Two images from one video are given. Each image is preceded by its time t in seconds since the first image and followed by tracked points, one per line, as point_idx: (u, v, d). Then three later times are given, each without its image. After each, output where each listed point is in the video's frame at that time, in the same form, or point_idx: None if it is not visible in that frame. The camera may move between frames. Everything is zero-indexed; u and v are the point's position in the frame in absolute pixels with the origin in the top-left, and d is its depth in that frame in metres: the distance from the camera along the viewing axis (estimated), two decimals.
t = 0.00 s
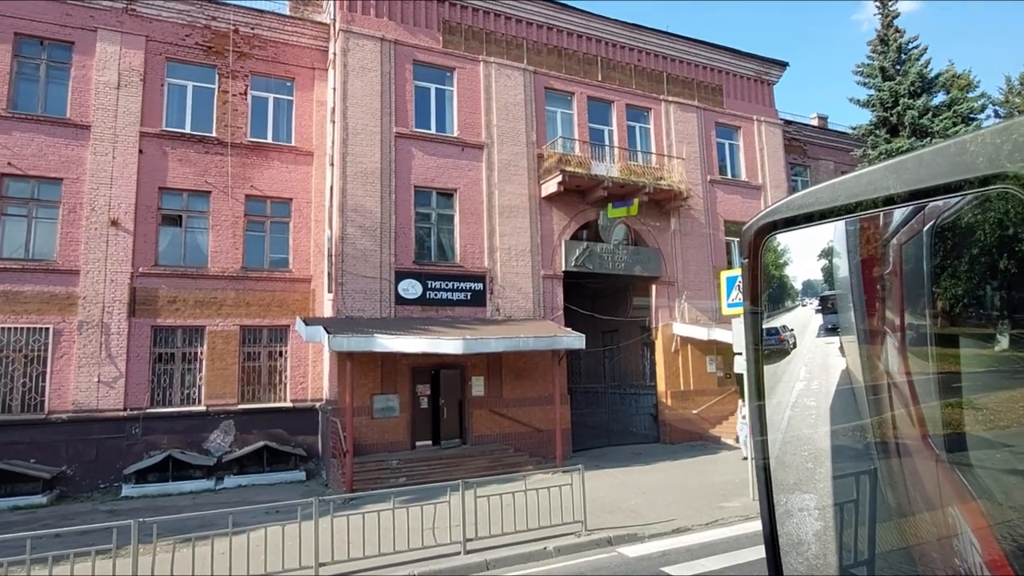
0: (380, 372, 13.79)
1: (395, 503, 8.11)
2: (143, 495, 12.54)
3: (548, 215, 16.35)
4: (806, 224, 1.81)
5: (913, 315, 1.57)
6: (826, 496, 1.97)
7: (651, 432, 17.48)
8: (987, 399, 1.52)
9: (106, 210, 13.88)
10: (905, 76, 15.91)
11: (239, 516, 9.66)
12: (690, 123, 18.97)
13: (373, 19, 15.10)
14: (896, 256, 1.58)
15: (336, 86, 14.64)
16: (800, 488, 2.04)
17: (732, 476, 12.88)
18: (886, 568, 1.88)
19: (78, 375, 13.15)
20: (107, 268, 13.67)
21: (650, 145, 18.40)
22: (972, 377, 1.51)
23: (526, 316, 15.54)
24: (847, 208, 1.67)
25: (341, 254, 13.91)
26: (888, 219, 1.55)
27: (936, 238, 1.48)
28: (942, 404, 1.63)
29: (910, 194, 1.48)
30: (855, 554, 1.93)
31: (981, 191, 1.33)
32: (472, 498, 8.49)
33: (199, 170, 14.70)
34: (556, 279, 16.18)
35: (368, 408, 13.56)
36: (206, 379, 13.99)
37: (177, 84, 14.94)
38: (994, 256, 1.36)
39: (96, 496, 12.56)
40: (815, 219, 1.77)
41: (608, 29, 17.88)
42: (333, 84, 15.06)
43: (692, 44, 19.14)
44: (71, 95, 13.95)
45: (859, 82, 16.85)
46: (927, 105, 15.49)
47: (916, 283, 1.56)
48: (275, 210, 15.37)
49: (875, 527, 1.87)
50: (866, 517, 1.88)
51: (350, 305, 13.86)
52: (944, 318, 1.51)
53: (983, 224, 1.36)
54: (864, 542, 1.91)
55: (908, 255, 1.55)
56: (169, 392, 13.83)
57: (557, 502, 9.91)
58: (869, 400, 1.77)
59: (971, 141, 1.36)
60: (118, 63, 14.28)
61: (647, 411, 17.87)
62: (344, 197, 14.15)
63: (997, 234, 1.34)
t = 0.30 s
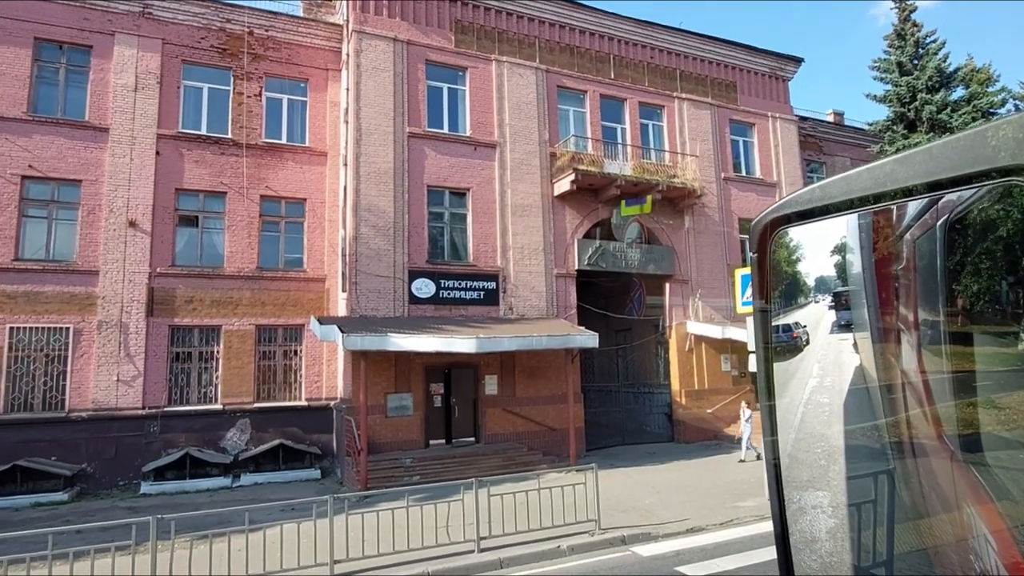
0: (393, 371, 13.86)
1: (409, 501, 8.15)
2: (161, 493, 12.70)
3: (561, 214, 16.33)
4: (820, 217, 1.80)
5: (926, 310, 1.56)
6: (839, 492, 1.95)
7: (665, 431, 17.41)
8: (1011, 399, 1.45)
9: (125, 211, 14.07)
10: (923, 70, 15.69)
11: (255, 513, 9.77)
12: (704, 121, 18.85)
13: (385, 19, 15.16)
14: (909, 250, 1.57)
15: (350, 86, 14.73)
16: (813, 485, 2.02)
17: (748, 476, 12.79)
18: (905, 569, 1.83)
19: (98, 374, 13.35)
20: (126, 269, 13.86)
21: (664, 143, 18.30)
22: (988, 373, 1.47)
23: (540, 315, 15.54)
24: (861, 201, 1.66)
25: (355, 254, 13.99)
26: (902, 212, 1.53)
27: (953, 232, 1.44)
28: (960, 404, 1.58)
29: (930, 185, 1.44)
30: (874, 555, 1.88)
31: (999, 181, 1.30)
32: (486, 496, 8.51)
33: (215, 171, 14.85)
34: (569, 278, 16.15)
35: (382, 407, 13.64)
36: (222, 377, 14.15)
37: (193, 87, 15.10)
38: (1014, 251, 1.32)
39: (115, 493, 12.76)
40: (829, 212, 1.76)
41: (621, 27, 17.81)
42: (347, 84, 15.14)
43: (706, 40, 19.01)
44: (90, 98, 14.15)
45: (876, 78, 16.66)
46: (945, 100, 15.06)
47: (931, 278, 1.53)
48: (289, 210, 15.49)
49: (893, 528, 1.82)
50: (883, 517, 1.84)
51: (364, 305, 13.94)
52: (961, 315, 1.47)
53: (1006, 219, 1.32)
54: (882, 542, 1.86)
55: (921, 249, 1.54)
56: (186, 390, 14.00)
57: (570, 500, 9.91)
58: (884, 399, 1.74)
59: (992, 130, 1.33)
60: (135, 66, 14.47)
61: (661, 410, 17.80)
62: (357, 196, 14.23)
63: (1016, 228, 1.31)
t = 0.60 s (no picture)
0: (404, 369, 13.92)
1: (420, 498, 8.18)
2: (175, 489, 12.84)
3: (571, 211, 16.30)
4: (831, 207, 1.76)
5: (943, 304, 1.51)
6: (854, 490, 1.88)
7: (676, 429, 17.35)
8: None
9: (139, 211, 14.23)
10: (938, 64, 15.47)
11: (268, 510, 9.86)
12: (715, 117, 18.71)
13: (395, 18, 15.19)
14: (925, 243, 1.53)
15: (360, 85, 14.78)
16: (827, 483, 1.96)
17: (760, 474, 12.72)
18: (921, 569, 1.78)
19: (113, 372, 13.52)
20: (140, 268, 14.02)
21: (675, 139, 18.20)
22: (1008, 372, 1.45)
23: (550, 313, 15.53)
24: (879, 188, 1.62)
25: (366, 252, 14.06)
26: (918, 202, 1.51)
27: (970, 228, 1.43)
28: (979, 402, 1.55)
29: (941, 173, 1.44)
30: (889, 555, 1.82)
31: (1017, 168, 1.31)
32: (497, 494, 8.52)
33: (227, 171, 14.97)
34: (580, 275, 16.12)
35: (392, 405, 13.70)
36: (235, 375, 14.28)
37: (206, 87, 15.22)
38: None
39: (130, 489, 12.92)
40: (842, 201, 1.73)
41: (632, 23, 17.72)
42: (357, 83, 15.20)
43: (717, 36, 18.87)
44: (104, 99, 14.31)
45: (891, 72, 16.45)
46: (961, 94, 15.10)
47: (947, 272, 1.50)
48: (301, 209, 15.58)
49: (909, 526, 1.77)
50: (899, 516, 1.78)
51: (374, 303, 14.00)
52: (981, 311, 1.45)
53: None
54: (897, 542, 1.80)
55: (939, 242, 1.50)
56: (200, 388, 14.14)
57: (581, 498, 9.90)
58: (900, 397, 1.69)
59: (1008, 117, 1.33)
60: (148, 67, 14.62)
61: (672, 408, 17.74)
62: (368, 195, 14.29)
63: None
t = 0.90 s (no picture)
0: (410, 366, 13.94)
1: (426, 495, 8.20)
2: (183, 485, 12.92)
3: (577, 208, 16.27)
4: (838, 204, 1.77)
5: (956, 300, 1.50)
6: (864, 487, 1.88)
7: (682, 426, 17.32)
8: None
9: (146, 208, 14.28)
10: (947, 59, 15.35)
11: (275, 506, 9.90)
12: (721, 113, 18.63)
13: (401, 15, 15.18)
14: (937, 240, 1.51)
15: (365, 82, 14.78)
16: (838, 481, 1.95)
17: (766, 472, 12.69)
18: (929, 568, 1.78)
19: (122, 369, 13.60)
20: (147, 266, 14.08)
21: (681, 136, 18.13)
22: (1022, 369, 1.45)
23: (556, 310, 15.52)
24: (886, 185, 1.62)
25: (372, 249, 14.08)
26: (931, 198, 1.50)
27: (980, 224, 1.43)
28: (991, 400, 1.55)
29: (948, 170, 1.45)
30: (894, 552, 1.83)
31: None
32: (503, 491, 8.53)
33: (233, 168, 15.01)
34: (585, 272, 16.10)
35: (399, 402, 13.72)
36: (242, 372, 14.34)
37: (212, 85, 15.25)
38: None
39: (139, 486, 13.01)
40: (854, 197, 1.71)
41: (637, 19, 17.67)
42: (363, 81, 15.20)
43: (724, 31, 18.78)
44: (111, 97, 14.37)
45: (899, 67, 16.32)
46: (971, 90, 15.00)
47: (960, 269, 1.48)
48: (307, 206, 15.61)
49: (915, 524, 1.78)
50: (904, 514, 1.78)
51: (380, 300, 14.03)
52: (991, 309, 1.45)
53: None
54: (903, 541, 1.81)
55: (953, 238, 1.48)
56: (207, 385, 14.20)
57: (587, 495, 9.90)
58: (911, 394, 1.67)
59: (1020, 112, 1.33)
60: (155, 66, 14.66)
61: (678, 405, 17.72)
62: (373, 192, 14.30)
63: None
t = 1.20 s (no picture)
0: (416, 364, 13.96)
1: (432, 493, 8.20)
2: (191, 482, 12.99)
3: (583, 207, 16.25)
4: (850, 205, 1.73)
5: (970, 302, 1.50)
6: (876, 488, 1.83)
7: (688, 426, 17.29)
8: None
9: (154, 206, 14.35)
10: (957, 58, 15.23)
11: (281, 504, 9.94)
12: (729, 112, 18.56)
13: (408, 13, 15.19)
14: (951, 240, 1.51)
15: (372, 81, 14.80)
16: (848, 482, 1.90)
17: (773, 472, 12.64)
18: (938, 569, 1.78)
19: (130, 366, 13.68)
20: (156, 264, 14.15)
21: (688, 135, 18.08)
22: None
23: (562, 309, 15.51)
24: (898, 187, 1.59)
25: (378, 247, 14.11)
26: (944, 199, 1.48)
27: (994, 226, 1.44)
28: (1003, 402, 1.54)
29: (957, 172, 1.44)
30: (902, 553, 1.82)
31: None
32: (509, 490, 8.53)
33: (241, 167, 15.06)
34: (592, 271, 16.08)
35: (405, 400, 13.75)
36: (250, 370, 14.41)
37: (220, 84, 15.31)
38: None
39: (147, 482, 13.09)
40: (866, 198, 1.68)
41: (645, 18, 17.62)
42: (370, 79, 15.23)
43: (731, 29, 18.69)
44: (120, 96, 14.44)
45: (908, 66, 16.21)
46: (981, 88, 14.87)
47: (972, 270, 1.50)
48: (314, 205, 15.65)
49: (923, 525, 1.78)
50: (913, 515, 1.77)
51: (387, 298, 14.05)
52: (1002, 309, 1.46)
53: None
54: (909, 542, 1.80)
55: (966, 239, 1.49)
56: (215, 382, 14.27)
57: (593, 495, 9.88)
58: (923, 395, 1.67)
59: None
60: (163, 64, 14.72)
61: (684, 405, 17.68)
62: (380, 190, 14.33)
63: None
